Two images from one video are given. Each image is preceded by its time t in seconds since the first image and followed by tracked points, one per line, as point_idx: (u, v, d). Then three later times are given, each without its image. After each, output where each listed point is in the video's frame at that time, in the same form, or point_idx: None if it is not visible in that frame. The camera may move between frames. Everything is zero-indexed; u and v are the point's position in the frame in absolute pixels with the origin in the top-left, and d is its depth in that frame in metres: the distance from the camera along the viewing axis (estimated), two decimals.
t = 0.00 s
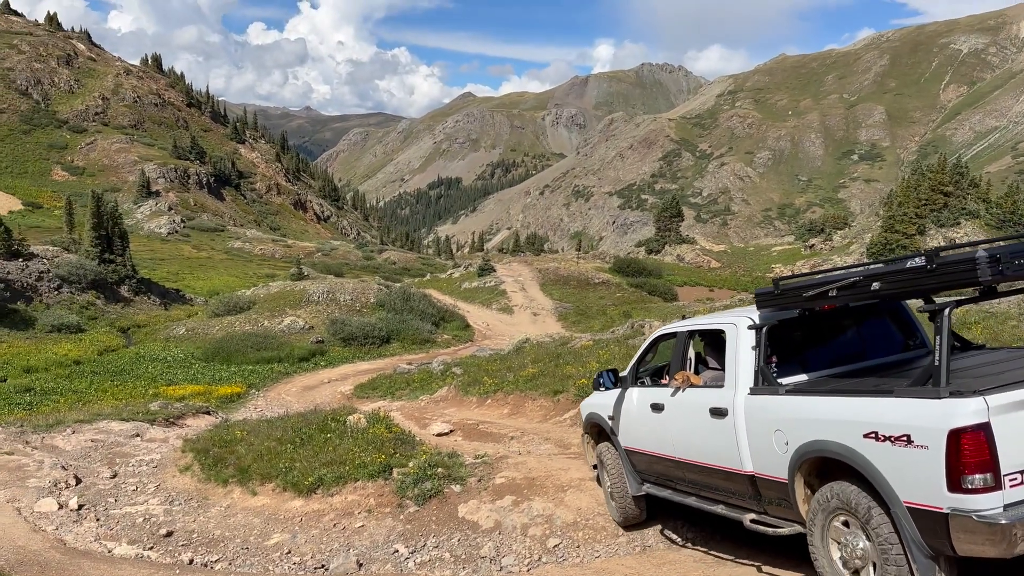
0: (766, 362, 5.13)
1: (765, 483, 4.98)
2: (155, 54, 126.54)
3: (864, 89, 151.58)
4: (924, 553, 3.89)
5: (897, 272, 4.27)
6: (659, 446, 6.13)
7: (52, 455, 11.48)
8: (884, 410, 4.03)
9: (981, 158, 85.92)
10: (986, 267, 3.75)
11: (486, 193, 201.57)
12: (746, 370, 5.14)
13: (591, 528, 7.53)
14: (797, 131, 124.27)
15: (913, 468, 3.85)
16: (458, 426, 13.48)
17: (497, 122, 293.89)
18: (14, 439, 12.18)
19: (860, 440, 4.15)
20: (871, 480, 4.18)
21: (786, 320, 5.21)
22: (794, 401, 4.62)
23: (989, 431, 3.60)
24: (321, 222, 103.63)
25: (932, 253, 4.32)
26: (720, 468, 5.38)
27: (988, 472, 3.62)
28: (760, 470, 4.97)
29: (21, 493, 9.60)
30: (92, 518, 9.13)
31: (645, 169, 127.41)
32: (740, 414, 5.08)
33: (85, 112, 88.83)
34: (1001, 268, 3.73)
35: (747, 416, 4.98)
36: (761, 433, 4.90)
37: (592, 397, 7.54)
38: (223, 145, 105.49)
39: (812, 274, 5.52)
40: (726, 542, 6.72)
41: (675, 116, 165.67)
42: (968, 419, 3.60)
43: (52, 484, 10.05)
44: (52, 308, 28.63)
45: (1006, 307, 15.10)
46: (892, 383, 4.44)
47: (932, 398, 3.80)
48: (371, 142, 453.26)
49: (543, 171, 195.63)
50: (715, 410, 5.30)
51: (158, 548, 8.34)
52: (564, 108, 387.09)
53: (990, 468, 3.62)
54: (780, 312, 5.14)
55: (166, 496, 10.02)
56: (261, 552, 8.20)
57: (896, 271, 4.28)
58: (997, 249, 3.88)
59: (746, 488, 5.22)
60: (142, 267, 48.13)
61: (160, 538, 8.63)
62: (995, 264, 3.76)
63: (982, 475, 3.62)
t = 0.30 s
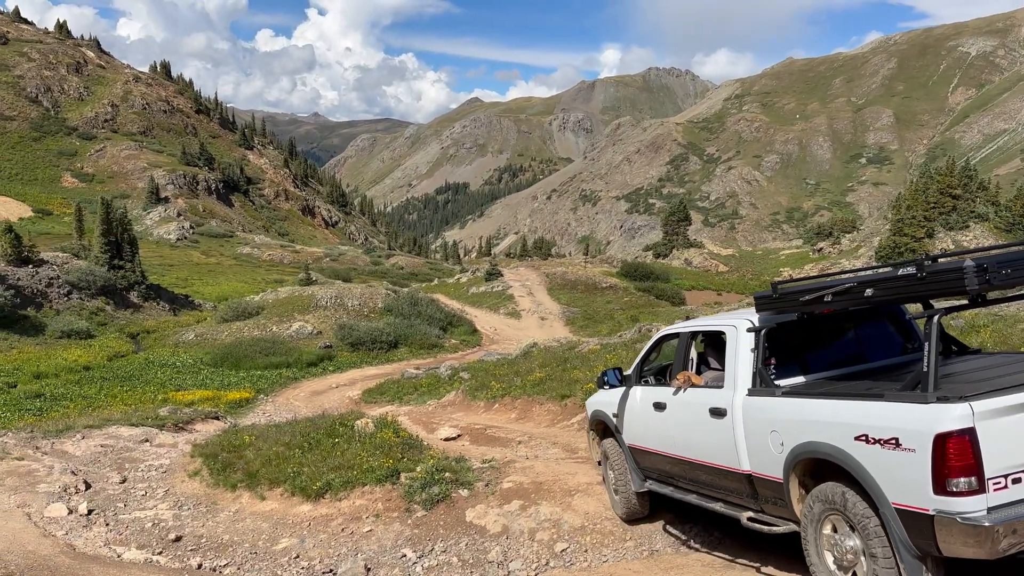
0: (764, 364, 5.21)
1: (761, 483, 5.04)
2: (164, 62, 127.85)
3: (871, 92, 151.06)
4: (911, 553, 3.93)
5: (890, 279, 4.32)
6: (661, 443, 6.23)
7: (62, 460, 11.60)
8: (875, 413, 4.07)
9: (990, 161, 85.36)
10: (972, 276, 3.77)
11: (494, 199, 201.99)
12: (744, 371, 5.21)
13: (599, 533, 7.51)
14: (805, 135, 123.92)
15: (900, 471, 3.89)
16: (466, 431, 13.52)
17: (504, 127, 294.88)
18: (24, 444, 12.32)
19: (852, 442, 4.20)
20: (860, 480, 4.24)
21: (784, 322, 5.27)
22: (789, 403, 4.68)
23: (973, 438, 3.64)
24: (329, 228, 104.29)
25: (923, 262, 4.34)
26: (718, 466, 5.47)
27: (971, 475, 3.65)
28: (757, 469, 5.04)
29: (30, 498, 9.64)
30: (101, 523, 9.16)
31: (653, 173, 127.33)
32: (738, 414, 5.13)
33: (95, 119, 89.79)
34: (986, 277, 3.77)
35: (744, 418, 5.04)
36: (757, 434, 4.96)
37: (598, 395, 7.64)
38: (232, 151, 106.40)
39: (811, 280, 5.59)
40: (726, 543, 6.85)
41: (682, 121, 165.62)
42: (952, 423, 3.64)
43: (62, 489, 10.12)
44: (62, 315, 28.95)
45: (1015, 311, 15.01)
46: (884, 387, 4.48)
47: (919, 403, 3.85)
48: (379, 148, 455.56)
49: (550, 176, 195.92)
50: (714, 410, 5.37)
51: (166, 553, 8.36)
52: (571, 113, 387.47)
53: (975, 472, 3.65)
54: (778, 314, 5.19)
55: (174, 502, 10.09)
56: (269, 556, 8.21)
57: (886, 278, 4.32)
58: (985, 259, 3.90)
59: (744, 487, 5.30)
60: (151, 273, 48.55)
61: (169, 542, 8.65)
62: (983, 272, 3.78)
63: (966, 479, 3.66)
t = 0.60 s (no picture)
0: (761, 365, 5.26)
1: (757, 481, 5.12)
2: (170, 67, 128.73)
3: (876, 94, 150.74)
4: (897, 552, 3.99)
5: (883, 286, 4.37)
6: (660, 440, 6.33)
7: (69, 464, 11.71)
8: (864, 416, 4.13)
9: (996, 162, 84.99)
10: (961, 287, 3.80)
11: (498, 202, 202.25)
12: (741, 370, 5.28)
13: (604, 536, 7.53)
14: (810, 137, 123.73)
15: (885, 473, 3.96)
16: (470, 435, 13.57)
17: (508, 131, 295.59)
18: (30, 449, 12.43)
19: (840, 444, 4.28)
20: (849, 480, 4.30)
21: (782, 324, 5.32)
22: (783, 404, 4.76)
23: (960, 442, 3.68)
24: (334, 232, 104.73)
25: (917, 270, 4.35)
26: (714, 464, 5.57)
27: (957, 479, 3.69)
28: (752, 467, 5.13)
29: (37, 502, 9.71)
30: (107, 526, 9.21)
31: (657, 176, 127.22)
32: (735, 413, 5.20)
33: (100, 124, 90.36)
34: (975, 288, 3.79)
35: (741, 417, 5.11)
36: (753, 433, 5.04)
37: (600, 390, 7.78)
38: (237, 156, 107.00)
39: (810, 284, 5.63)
40: (726, 540, 6.98)
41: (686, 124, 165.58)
42: (938, 428, 3.68)
43: (68, 493, 10.18)
44: (68, 319, 29.15)
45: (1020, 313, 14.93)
46: (877, 391, 4.53)
47: (910, 407, 3.89)
48: (383, 151, 456.64)
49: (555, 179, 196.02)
50: (712, 409, 5.45)
51: (172, 556, 8.43)
52: (576, 116, 387.74)
53: (958, 476, 3.70)
54: (777, 316, 5.23)
55: (180, 506, 10.15)
56: (274, 559, 8.26)
57: (881, 285, 4.34)
58: (974, 270, 3.92)
59: (739, 485, 5.39)
60: (157, 277, 48.75)
61: (174, 546, 8.73)
62: (971, 283, 3.81)
63: (951, 483, 3.70)
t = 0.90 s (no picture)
0: (755, 366, 5.46)
1: (748, 477, 5.28)
2: (173, 71, 129.34)
3: (879, 95, 150.58)
4: (878, 551, 4.16)
5: (875, 293, 4.47)
6: (658, 435, 6.53)
7: (73, 468, 11.75)
8: (851, 418, 4.27)
9: (1000, 163, 84.70)
10: (949, 297, 3.89)
11: (501, 205, 202.48)
12: (737, 370, 5.44)
13: (608, 538, 7.51)
14: (813, 139, 123.61)
15: (869, 474, 4.13)
16: (474, 437, 13.57)
17: (511, 133, 296.03)
18: (35, 452, 12.49)
19: (829, 444, 4.42)
20: (835, 482, 4.45)
21: (777, 327, 5.47)
22: (775, 405, 4.93)
23: (942, 447, 3.81)
24: (337, 235, 105.02)
25: (906, 278, 4.51)
26: (707, 459, 5.77)
27: (937, 482, 3.83)
28: (744, 465, 5.29)
29: (42, 506, 9.75)
30: (112, 530, 9.25)
31: (660, 179, 127.22)
32: (730, 411, 5.37)
33: (104, 129, 90.82)
34: (962, 298, 3.90)
35: (735, 415, 5.28)
36: (745, 433, 5.20)
37: (603, 384, 8.07)
38: (240, 159, 107.44)
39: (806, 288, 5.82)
40: (719, 533, 7.22)
41: (689, 126, 165.53)
42: (919, 433, 3.84)
43: (72, 496, 10.21)
44: (72, 323, 29.26)
45: None
46: (865, 395, 4.68)
47: (894, 412, 4.04)
48: (386, 154, 457.75)
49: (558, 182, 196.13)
50: (707, 407, 5.65)
51: (176, 560, 8.45)
52: (578, 119, 387.79)
53: (939, 479, 3.84)
54: (771, 319, 5.42)
55: (184, 509, 10.18)
56: (278, 562, 8.28)
57: (871, 292, 4.49)
58: (962, 281, 4.02)
59: (731, 481, 5.58)
60: (161, 281, 48.94)
61: (179, 549, 8.76)
62: (958, 295, 3.92)
63: (932, 486, 3.84)
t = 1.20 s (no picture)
0: (746, 366, 5.69)
1: (738, 475, 5.53)
2: (176, 75, 129.86)
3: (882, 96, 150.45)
4: (857, 546, 4.39)
5: (856, 299, 4.66)
6: (654, 432, 6.81)
7: (76, 470, 11.79)
8: (832, 419, 4.49)
9: (1004, 163, 84.49)
10: (927, 304, 4.07)
11: (504, 207, 202.51)
12: (727, 371, 5.67)
13: (610, 541, 7.51)
14: (816, 140, 123.53)
15: (850, 472, 4.33)
16: (476, 439, 13.57)
17: (513, 136, 296.31)
18: (38, 455, 12.51)
19: (813, 444, 4.64)
20: (819, 479, 4.67)
21: (768, 329, 5.68)
22: (762, 405, 5.16)
23: (918, 447, 4.01)
24: (340, 237, 105.32)
25: (888, 286, 4.69)
26: (700, 456, 6.04)
27: (912, 481, 4.03)
28: (734, 461, 5.54)
29: (44, 509, 9.76)
30: (115, 533, 9.26)
31: (663, 180, 127.22)
32: (720, 410, 5.62)
33: (107, 132, 91.19)
34: (938, 306, 4.10)
35: (727, 415, 5.50)
36: (735, 431, 5.44)
37: (602, 380, 8.40)
38: (243, 162, 107.83)
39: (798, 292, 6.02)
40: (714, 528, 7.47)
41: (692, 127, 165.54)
42: (897, 434, 4.03)
43: (76, 499, 10.25)
44: (75, 326, 29.36)
45: None
46: (849, 396, 4.89)
47: (872, 415, 4.25)
48: (389, 157, 458.63)
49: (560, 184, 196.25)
50: (700, 405, 5.90)
51: (179, 562, 8.45)
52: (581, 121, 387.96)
53: (915, 479, 4.04)
54: (762, 321, 5.64)
55: (187, 511, 10.20)
56: (281, 564, 8.28)
57: (854, 298, 4.69)
58: (941, 288, 4.19)
59: (722, 477, 5.83)
60: (164, 284, 49.11)
61: (181, 552, 8.75)
62: (935, 302, 4.10)
63: (907, 485, 4.05)
